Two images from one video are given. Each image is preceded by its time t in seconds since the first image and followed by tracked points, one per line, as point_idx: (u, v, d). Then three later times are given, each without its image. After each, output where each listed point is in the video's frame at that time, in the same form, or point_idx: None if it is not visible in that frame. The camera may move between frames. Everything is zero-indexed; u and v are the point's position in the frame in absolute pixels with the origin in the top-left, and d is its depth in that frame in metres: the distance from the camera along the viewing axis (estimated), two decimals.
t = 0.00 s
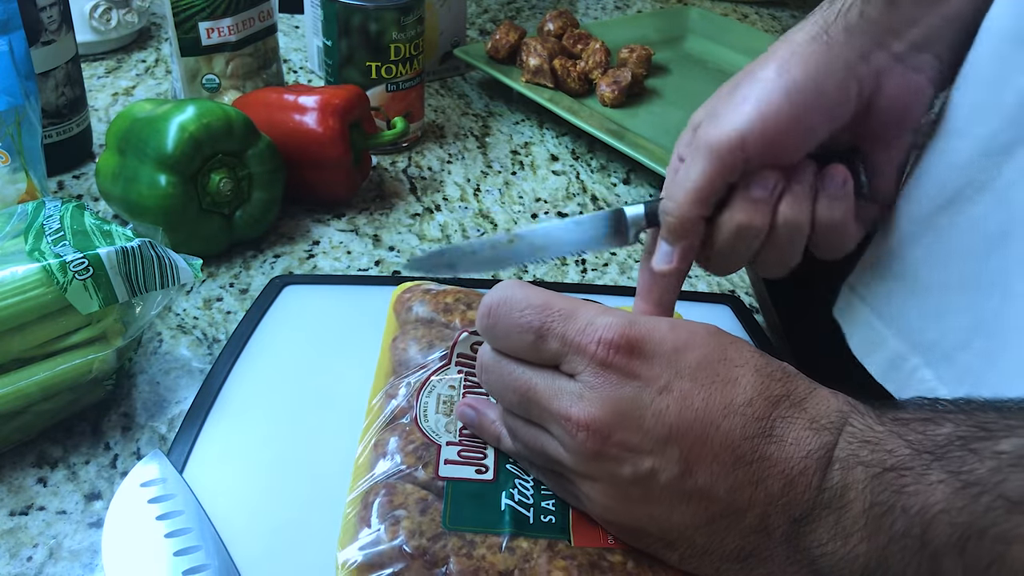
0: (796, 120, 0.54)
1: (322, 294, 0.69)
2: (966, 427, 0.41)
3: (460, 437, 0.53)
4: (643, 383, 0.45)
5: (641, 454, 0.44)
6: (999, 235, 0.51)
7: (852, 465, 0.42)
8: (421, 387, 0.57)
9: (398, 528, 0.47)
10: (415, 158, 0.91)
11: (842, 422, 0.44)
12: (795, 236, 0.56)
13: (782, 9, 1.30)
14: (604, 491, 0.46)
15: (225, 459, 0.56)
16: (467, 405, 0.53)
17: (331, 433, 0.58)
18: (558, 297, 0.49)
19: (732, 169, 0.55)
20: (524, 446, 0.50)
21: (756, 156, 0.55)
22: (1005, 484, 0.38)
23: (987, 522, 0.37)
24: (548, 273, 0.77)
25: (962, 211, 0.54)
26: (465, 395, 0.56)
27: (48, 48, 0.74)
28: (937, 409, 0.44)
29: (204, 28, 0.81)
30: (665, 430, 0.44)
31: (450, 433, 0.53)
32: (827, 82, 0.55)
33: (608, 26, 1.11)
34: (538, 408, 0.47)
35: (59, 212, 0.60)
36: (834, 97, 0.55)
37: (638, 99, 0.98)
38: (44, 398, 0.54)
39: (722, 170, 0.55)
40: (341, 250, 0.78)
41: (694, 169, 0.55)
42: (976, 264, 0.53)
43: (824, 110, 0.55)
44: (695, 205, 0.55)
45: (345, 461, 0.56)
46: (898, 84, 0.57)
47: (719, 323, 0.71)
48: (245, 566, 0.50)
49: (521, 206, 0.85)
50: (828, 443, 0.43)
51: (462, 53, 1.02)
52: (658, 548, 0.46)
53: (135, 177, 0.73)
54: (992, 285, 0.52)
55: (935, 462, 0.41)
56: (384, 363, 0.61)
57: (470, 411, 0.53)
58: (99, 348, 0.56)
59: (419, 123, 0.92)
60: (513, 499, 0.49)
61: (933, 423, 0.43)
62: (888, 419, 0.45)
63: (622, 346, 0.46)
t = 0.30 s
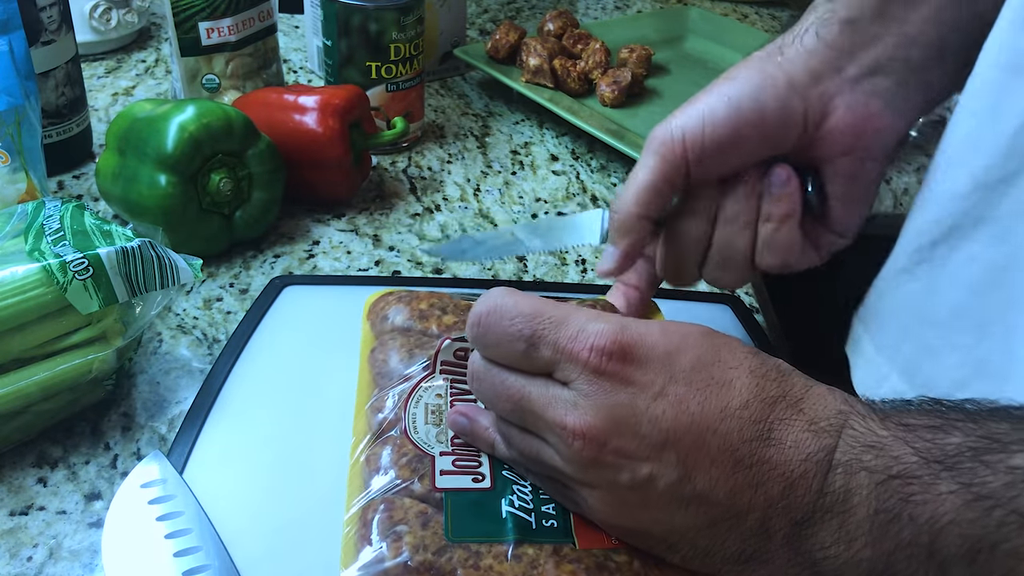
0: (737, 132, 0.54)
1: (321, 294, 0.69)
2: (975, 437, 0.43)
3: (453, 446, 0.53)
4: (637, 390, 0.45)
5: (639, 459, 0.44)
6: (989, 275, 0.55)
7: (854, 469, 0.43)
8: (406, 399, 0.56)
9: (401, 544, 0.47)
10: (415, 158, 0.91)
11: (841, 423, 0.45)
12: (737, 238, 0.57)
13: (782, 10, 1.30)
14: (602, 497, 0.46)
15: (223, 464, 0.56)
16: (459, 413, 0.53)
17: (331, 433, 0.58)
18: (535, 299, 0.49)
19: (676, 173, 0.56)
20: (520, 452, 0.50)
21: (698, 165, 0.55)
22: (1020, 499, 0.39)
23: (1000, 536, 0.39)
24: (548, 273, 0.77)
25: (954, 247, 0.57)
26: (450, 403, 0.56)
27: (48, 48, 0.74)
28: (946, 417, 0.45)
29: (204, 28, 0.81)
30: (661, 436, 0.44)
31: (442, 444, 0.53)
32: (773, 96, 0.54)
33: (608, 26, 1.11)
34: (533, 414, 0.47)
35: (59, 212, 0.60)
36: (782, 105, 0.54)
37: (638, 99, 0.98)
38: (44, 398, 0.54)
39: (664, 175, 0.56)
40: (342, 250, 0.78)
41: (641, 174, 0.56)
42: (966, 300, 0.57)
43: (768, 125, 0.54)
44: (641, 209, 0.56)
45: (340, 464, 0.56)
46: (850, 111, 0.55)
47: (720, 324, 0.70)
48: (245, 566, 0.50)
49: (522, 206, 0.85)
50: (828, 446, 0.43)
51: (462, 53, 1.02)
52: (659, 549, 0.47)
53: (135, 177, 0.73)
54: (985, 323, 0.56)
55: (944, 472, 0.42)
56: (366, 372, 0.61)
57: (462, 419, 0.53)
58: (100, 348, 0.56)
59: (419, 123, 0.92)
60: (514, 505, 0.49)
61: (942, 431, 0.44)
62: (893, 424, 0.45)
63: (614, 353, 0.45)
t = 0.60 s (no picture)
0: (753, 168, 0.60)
1: (321, 294, 0.69)
2: (983, 442, 0.43)
3: (453, 446, 0.53)
4: (645, 382, 0.45)
5: (643, 452, 0.44)
6: (1013, 309, 0.62)
7: (861, 467, 0.43)
8: (406, 399, 0.56)
9: (402, 543, 0.47)
10: (415, 158, 0.91)
11: (847, 421, 0.45)
12: (740, 253, 0.65)
13: (782, 9, 1.30)
14: (607, 491, 0.46)
15: (226, 460, 0.56)
16: (459, 413, 0.53)
17: (331, 433, 0.58)
18: (540, 297, 0.49)
19: (692, 204, 0.61)
20: (523, 449, 0.50)
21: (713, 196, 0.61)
22: None
23: (1005, 541, 0.39)
24: (548, 273, 0.77)
25: (954, 288, 0.67)
26: (451, 403, 0.56)
27: (48, 48, 0.74)
28: (955, 419, 0.45)
29: (204, 28, 0.81)
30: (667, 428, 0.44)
31: (442, 443, 0.53)
32: (783, 131, 0.60)
33: (608, 26, 1.11)
34: (536, 410, 0.47)
35: (59, 212, 0.60)
36: (790, 140, 0.60)
37: (638, 99, 0.98)
38: (44, 398, 0.54)
39: (682, 205, 0.60)
40: (341, 250, 0.78)
41: (658, 204, 0.60)
42: (993, 335, 0.64)
43: (779, 161, 0.61)
44: (655, 237, 0.61)
45: (342, 462, 0.56)
46: (858, 136, 0.62)
47: (720, 323, 0.70)
48: (245, 566, 0.50)
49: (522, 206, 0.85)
50: (834, 443, 0.43)
51: (462, 53, 1.02)
52: (661, 547, 0.47)
53: (135, 177, 0.73)
54: (1009, 356, 0.63)
55: (952, 475, 0.42)
56: (366, 373, 0.61)
57: (463, 418, 0.53)
58: (100, 348, 0.56)
59: (419, 123, 0.92)
60: (514, 504, 0.49)
61: (950, 434, 0.44)
62: (898, 427, 0.45)
63: (622, 346, 0.46)
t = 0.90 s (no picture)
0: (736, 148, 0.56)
1: (321, 294, 0.69)
2: (982, 439, 0.44)
3: (453, 446, 0.53)
4: (649, 381, 0.45)
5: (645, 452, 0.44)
6: (1006, 299, 0.69)
7: (862, 466, 0.43)
8: (407, 399, 0.56)
9: (402, 543, 0.47)
10: (415, 158, 0.91)
11: (849, 421, 0.45)
12: (725, 239, 0.59)
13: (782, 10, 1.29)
14: (607, 491, 0.46)
15: (227, 460, 0.56)
16: (460, 412, 0.53)
17: (331, 433, 0.58)
18: (540, 295, 0.48)
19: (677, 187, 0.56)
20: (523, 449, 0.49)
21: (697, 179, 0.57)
22: None
23: (1003, 538, 0.40)
24: (548, 273, 0.77)
25: (945, 279, 0.73)
26: (451, 403, 0.56)
27: (48, 48, 0.74)
28: (954, 419, 0.46)
29: (204, 28, 0.81)
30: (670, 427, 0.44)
31: (443, 443, 0.53)
32: (766, 109, 0.56)
33: (608, 26, 1.11)
34: (537, 410, 0.47)
35: (59, 212, 0.60)
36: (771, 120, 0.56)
37: (638, 99, 0.98)
38: (44, 398, 0.54)
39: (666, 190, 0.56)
40: (342, 250, 0.78)
41: (641, 188, 0.56)
42: (981, 326, 0.71)
43: (764, 141, 0.57)
44: (640, 221, 0.56)
45: (341, 462, 0.56)
46: (841, 112, 0.59)
47: (720, 323, 0.70)
48: (245, 566, 0.50)
49: (522, 206, 0.85)
50: (835, 443, 0.44)
51: (462, 53, 1.02)
52: (661, 548, 0.46)
53: (135, 177, 0.73)
54: (1000, 347, 0.70)
55: (951, 472, 0.43)
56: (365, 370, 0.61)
57: (463, 418, 0.53)
58: (100, 348, 0.56)
59: (419, 123, 0.92)
60: (514, 504, 0.49)
61: (949, 432, 0.45)
62: (899, 429, 0.46)
63: (626, 344, 0.46)
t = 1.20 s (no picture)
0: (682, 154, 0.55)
1: (322, 294, 0.69)
2: (975, 431, 0.44)
3: (453, 446, 0.53)
4: (648, 376, 0.45)
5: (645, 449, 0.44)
6: (990, 284, 0.70)
7: (858, 461, 0.43)
8: (406, 399, 0.56)
9: (402, 544, 0.47)
10: (415, 158, 0.91)
11: (846, 417, 0.45)
12: (681, 250, 0.61)
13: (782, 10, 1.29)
14: (609, 489, 0.46)
15: (228, 462, 0.56)
16: (459, 412, 0.53)
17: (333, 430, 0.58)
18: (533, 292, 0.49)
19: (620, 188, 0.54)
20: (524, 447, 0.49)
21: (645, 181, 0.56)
22: (1017, 489, 0.40)
23: (996, 527, 0.39)
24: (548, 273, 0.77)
25: (928, 266, 0.72)
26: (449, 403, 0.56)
27: (48, 48, 0.74)
28: (947, 412, 0.46)
29: (204, 28, 0.81)
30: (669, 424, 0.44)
31: (442, 444, 0.53)
32: (717, 118, 0.55)
33: (608, 26, 1.11)
34: (537, 407, 0.47)
35: (59, 212, 0.60)
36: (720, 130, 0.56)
37: (638, 99, 0.98)
38: (44, 399, 0.54)
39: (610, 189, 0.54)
40: (342, 250, 0.78)
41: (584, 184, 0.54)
42: (966, 310, 0.71)
43: (712, 148, 0.56)
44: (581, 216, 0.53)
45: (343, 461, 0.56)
46: (791, 125, 0.57)
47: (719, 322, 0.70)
48: (245, 566, 0.50)
49: (521, 206, 0.85)
50: (832, 439, 0.44)
51: (462, 53, 1.02)
52: (660, 547, 0.46)
53: (135, 177, 0.73)
54: (985, 330, 0.70)
55: (944, 464, 0.43)
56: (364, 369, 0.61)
57: (462, 418, 0.53)
58: (100, 348, 0.56)
59: (419, 123, 0.92)
60: (513, 504, 0.49)
61: (943, 425, 0.45)
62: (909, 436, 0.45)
63: (625, 342, 0.45)
